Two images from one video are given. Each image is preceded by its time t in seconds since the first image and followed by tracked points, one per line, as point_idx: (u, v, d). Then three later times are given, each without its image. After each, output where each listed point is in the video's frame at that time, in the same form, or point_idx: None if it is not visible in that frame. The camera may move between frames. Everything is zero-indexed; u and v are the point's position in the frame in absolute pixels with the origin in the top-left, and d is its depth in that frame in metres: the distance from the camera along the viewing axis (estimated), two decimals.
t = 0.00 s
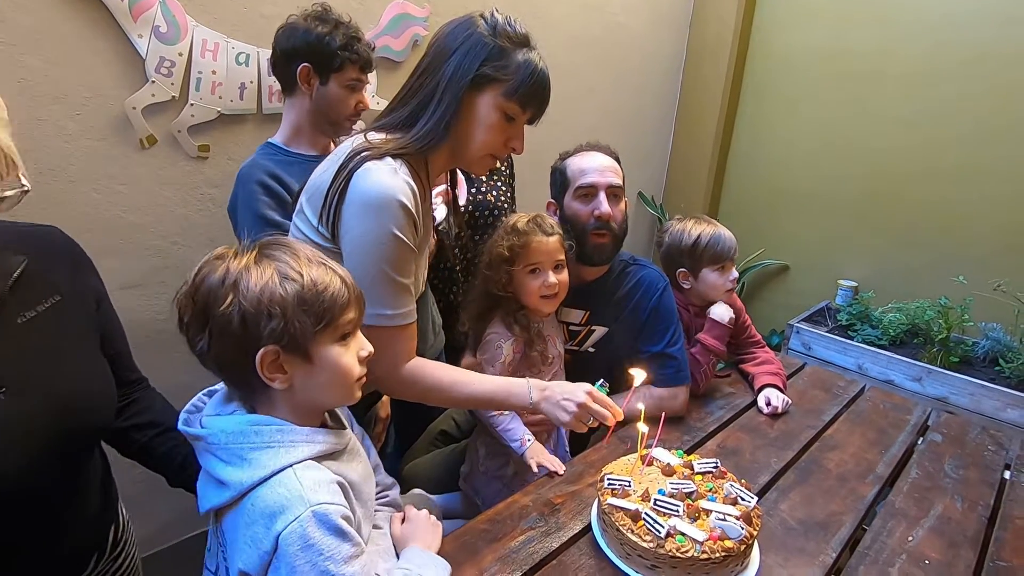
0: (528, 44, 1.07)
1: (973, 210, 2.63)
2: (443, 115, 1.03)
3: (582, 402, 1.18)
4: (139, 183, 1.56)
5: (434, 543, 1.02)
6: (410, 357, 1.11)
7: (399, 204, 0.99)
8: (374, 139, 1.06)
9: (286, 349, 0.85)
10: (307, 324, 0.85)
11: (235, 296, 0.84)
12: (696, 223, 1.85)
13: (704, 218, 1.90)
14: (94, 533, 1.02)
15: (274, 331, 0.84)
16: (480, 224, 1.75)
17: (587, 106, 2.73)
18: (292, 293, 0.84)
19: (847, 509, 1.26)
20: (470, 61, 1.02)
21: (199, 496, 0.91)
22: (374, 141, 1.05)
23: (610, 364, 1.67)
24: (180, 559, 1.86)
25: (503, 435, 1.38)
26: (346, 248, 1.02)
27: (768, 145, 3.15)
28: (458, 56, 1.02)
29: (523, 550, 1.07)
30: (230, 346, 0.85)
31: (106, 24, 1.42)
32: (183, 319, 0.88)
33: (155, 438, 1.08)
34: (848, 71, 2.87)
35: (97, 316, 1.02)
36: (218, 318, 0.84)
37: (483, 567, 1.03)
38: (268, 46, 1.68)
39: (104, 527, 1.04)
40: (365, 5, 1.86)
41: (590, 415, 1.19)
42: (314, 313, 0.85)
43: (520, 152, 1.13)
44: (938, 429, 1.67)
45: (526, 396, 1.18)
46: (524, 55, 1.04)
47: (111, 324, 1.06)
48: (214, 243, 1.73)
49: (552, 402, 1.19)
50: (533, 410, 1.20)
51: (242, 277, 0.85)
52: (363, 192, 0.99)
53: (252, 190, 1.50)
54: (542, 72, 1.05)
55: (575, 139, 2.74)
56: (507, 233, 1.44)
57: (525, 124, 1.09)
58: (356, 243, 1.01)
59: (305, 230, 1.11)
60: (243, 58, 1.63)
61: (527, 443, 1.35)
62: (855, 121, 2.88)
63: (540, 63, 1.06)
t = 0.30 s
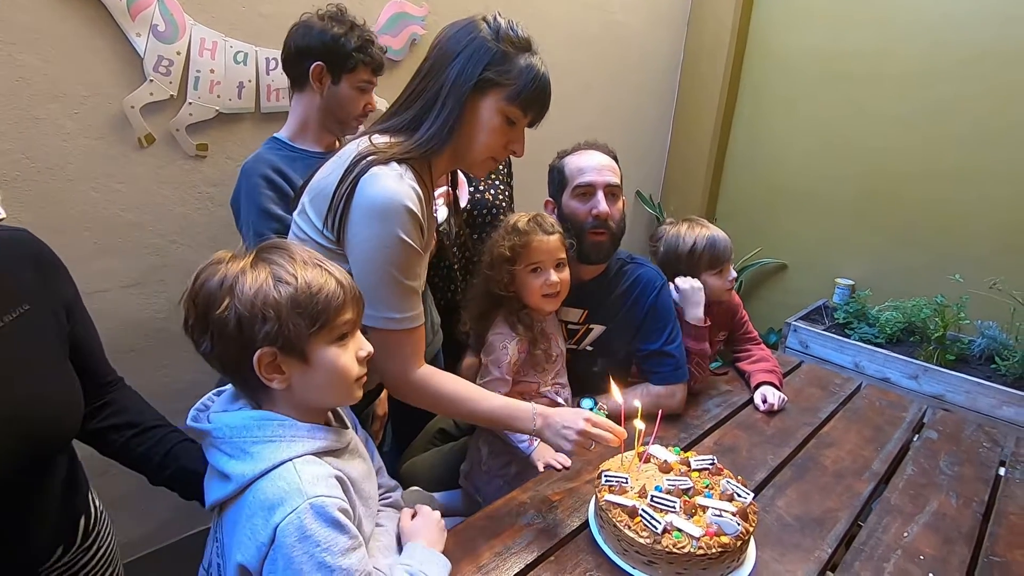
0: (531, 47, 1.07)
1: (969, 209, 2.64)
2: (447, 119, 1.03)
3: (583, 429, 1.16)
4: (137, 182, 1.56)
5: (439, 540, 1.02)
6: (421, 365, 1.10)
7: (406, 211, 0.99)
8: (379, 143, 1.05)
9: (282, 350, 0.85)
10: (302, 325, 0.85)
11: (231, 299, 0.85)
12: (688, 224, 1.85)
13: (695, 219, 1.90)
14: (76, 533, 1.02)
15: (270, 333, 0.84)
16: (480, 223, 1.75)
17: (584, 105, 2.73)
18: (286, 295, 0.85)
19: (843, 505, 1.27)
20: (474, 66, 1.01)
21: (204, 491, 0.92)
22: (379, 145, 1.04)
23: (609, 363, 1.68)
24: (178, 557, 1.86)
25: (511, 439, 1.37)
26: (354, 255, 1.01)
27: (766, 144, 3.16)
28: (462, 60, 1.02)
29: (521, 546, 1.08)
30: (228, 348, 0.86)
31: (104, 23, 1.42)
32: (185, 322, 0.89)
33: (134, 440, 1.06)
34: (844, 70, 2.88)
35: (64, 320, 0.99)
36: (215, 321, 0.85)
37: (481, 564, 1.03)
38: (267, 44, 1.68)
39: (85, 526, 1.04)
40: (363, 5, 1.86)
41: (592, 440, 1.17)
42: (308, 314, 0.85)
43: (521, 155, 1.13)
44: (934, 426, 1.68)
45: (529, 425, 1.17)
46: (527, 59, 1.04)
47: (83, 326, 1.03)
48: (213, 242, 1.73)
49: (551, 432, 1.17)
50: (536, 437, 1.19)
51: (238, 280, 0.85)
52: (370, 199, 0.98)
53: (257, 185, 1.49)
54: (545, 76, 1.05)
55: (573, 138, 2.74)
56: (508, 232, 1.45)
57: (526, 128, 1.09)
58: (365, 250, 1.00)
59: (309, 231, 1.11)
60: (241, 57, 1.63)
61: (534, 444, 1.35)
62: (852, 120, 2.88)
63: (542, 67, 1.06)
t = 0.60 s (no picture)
0: (532, 50, 1.06)
1: (965, 209, 2.65)
2: (449, 122, 1.03)
3: (585, 430, 1.16)
4: (134, 182, 1.56)
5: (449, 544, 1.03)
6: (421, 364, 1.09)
7: (409, 213, 0.98)
8: (381, 144, 1.04)
9: (295, 358, 0.86)
10: (314, 334, 0.85)
11: (245, 308, 0.85)
12: (678, 242, 1.79)
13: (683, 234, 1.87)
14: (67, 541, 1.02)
15: (282, 342, 0.84)
16: (478, 223, 1.76)
17: (583, 104, 2.73)
18: (297, 305, 0.84)
19: (840, 505, 1.27)
20: (476, 68, 1.01)
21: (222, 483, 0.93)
22: (381, 147, 1.03)
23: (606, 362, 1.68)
24: (175, 558, 1.86)
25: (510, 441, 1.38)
26: (358, 255, 1.01)
27: (764, 144, 3.16)
28: (464, 62, 1.01)
29: (519, 547, 1.08)
30: (245, 355, 0.87)
31: (101, 22, 1.42)
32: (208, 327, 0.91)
33: (147, 452, 1.07)
34: (842, 71, 2.88)
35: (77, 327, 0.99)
36: (231, 330, 0.86)
37: (479, 564, 1.03)
38: (264, 44, 1.68)
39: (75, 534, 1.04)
40: (361, 4, 1.86)
41: (593, 441, 1.16)
42: (319, 323, 0.85)
43: (522, 156, 1.13)
44: (931, 426, 1.68)
45: (531, 427, 1.17)
46: (529, 62, 1.04)
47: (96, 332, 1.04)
48: (210, 241, 1.73)
49: (553, 434, 1.17)
50: (537, 440, 1.19)
51: (251, 289, 0.86)
52: (373, 200, 0.98)
53: (262, 184, 1.49)
54: (546, 78, 1.05)
55: (570, 138, 2.74)
56: (508, 233, 1.45)
57: (528, 131, 1.09)
58: (368, 251, 1.00)
59: (310, 231, 1.10)
60: (239, 56, 1.63)
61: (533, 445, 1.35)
62: (849, 120, 2.89)
63: (544, 70, 1.06)
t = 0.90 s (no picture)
0: (530, 50, 1.06)
1: (962, 209, 2.65)
2: (447, 122, 1.02)
3: (585, 431, 1.16)
4: (131, 182, 1.55)
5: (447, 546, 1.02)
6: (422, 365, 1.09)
7: (407, 215, 0.98)
8: (379, 144, 1.03)
9: (292, 362, 0.86)
10: (308, 341, 0.84)
11: (248, 307, 0.86)
12: (673, 245, 1.79)
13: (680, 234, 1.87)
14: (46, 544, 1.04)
15: (279, 346, 0.85)
16: (477, 223, 1.75)
17: (581, 104, 2.73)
18: (295, 311, 0.84)
19: (838, 505, 1.27)
20: (474, 68, 1.01)
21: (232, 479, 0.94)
22: (379, 147, 1.02)
23: (602, 362, 1.67)
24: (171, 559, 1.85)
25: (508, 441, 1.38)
26: (356, 257, 1.01)
27: (762, 144, 3.16)
28: (462, 62, 1.01)
29: (517, 548, 1.07)
30: (250, 351, 0.89)
31: (97, 22, 1.41)
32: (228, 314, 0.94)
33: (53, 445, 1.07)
34: (840, 71, 2.88)
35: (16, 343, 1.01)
36: (238, 325, 0.88)
37: (475, 566, 1.03)
38: (262, 43, 1.67)
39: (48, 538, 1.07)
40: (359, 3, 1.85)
41: (593, 442, 1.17)
42: (315, 331, 0.84)
43: (520, 157, 1.12)
44: (929, 426, 1.69)
45: (530, 427, 1.17)
46: (527, 63, 1.04)
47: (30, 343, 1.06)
48: (207, 242, 1.73)
49: (552, 435, 1.17)
50: (535, 441, 1.19)
51: (255, 288, 0.86)
52: (372, 202, 0.97)
53: (263, 184, 1.48)
54: (545, 79, 1.05)
55: (569, 138, 2.74)
56: (506, 235, 1.44)
57: (526, 131, 1.09)
58: (367, 253, 1.00)
59: (308, 233, 1.09)
60: (236, 56, 1.62)
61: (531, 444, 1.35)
62: (847, 120, 2.89)
63: (542, 70, 1.06)
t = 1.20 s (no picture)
0: (528, 49, 1.05)
1: (962, 209, 2.65)
2: (445, 122, 1.02)
3: (585, 430, 1.16)
4: (129, 183, 1.55)
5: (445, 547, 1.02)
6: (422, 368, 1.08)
7: (406, 216, 0.97)
8: (377, 145, 1.03)
9: (292, 361, 0.85)
10: (309, 343, 0.83)
11: (256, 299, 0.86)
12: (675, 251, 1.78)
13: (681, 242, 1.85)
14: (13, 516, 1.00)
15: (280, 344, 0.84)
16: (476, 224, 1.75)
17: (579, 104, 2.72)
18: (299, 311, 0.82)
19: (838, 506, 1.27)
20: (472, 67, 1.00)
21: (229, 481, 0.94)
22: (377, 147, 1.02)
23: (601, 363, 1.66)
24: (170, 560, 1.85)
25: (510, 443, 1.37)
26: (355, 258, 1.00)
27: (762, 144, 3.15)
28: (460, 61, 1.01)
29: (516, 550, 1.07)
30: (255, 342, 0.88)
31: (93, 21, 1.41)
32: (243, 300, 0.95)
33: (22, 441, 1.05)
34: (839, 71, 2.88)
35: None
36: (246, 315, 0.88)
37: (473, 569, 1.02)
38: (260, 43, 1.67)
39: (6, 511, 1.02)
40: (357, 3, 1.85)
41: (594, 443, 1.16)
42: (317, 335, 0.83)
43: (518, 156, 1.12)
44: (929, 427, 1.68)
45: (531, 429, 1.16)
46: (525, 61, 1.03)
47: None
48: (205, 242, 1.72)
49: (553, 436, 1.16)
50: (536, 442, 1.18)
51: (264, 281, 0.86)
52: (370, 204, 0.96)
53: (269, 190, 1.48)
54: (542, 77, 1.04)
55: (567, 138, 2.74)
56: (506, 237, 1.43)
57: (525, 131, 1.08)
58: (366, 254, 0.99)
59: (306, 233, 1.08)
60: (234, 56, 1.61)
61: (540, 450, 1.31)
62: (847, 121, 2.89)
63: (540, 69, 1.05)
